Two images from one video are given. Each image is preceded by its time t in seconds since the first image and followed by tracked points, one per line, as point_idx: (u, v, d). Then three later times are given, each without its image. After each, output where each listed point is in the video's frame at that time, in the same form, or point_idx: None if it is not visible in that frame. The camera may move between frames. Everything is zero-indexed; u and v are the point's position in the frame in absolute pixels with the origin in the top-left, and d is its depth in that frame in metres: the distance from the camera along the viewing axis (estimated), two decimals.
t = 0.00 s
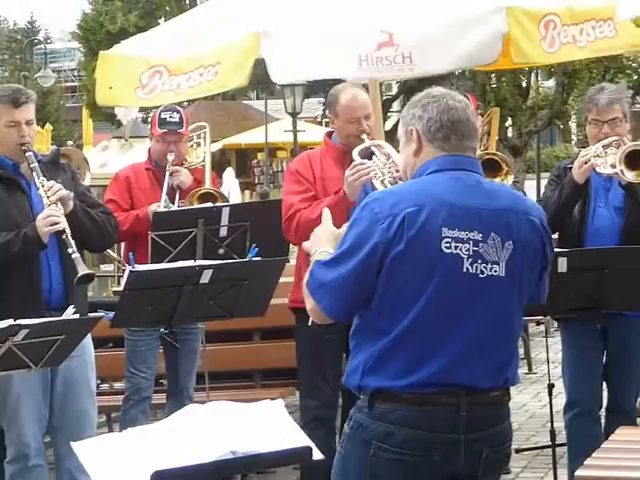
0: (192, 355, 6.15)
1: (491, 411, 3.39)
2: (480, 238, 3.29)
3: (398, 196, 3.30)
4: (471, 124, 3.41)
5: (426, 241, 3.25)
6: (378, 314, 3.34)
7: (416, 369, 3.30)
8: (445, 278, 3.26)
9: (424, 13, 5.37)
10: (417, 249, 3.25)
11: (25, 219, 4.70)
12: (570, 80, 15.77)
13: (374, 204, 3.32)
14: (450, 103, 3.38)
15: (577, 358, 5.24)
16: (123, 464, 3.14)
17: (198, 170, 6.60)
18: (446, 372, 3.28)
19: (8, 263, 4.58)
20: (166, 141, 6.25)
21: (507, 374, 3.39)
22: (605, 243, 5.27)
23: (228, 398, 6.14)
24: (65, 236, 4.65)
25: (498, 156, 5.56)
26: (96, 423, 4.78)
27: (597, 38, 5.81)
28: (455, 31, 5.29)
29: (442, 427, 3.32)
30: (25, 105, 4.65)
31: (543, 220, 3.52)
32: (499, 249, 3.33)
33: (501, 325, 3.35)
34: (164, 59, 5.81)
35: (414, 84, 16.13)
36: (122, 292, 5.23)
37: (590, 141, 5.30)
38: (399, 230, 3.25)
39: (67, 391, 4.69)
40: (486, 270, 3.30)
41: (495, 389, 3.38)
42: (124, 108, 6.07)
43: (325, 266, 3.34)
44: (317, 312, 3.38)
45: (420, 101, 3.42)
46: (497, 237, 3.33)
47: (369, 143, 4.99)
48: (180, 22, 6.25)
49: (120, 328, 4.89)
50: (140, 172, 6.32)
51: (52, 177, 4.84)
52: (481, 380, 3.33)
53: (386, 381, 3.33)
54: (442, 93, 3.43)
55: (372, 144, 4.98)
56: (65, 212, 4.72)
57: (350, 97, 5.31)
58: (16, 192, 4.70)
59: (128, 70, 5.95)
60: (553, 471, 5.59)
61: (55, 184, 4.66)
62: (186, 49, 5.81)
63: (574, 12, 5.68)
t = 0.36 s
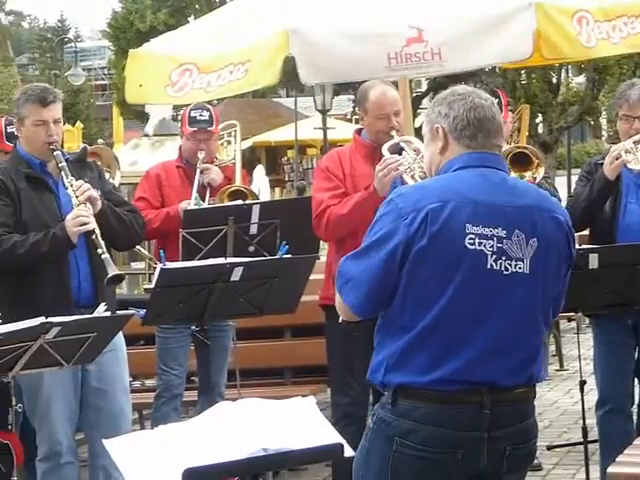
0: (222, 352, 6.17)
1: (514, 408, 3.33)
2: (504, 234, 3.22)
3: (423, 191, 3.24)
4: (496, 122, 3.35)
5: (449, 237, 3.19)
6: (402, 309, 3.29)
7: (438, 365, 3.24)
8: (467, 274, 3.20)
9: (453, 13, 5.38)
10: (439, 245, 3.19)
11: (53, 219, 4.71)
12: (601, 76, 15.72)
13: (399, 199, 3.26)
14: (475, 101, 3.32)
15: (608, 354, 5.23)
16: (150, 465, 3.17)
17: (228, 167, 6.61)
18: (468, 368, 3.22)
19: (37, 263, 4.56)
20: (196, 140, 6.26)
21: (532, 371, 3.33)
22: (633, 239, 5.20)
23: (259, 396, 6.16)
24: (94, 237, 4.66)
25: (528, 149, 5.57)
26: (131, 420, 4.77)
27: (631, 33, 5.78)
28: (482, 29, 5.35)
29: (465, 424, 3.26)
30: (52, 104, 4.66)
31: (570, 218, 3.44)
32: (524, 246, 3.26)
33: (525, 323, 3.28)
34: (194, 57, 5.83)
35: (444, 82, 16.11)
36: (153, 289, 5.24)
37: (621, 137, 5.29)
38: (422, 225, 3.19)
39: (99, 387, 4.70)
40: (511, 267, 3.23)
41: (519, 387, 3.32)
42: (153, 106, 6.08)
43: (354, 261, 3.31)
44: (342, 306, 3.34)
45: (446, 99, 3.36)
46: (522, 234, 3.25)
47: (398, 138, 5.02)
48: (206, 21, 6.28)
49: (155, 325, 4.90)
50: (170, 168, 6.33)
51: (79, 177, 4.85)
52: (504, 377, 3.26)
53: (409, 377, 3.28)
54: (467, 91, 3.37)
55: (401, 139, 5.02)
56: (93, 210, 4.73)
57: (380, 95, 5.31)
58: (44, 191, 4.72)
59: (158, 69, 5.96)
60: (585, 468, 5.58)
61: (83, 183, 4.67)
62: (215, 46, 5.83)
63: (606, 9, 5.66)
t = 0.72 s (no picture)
0: (246, 352, 6.17)
1: (514, 407, 3.26)
2: (495, 235, 3.19)
3: (412, 198, 3.20)
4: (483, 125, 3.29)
5: (442, 241, 3.15)
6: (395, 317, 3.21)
7: (438, 368, 3.17)
8: (462, 277, 3.15)
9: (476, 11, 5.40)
10: (434, 249, 3.14)
11: (77, 221, 4.72)
12: (623, 73, 15.68)
13: (387, 206, 3.21)
14: (462, 105, 3.26)
15: (630, 352, 5.23)
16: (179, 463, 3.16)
17: (251, 167, 6.62)
18: (469, 370, 3.15)
19: (61, 264, 4.57)
20: (219, 140, 6.27)
21: (529, 371, 3.27)
22: None
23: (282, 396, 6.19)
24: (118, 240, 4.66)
25: (551, 147, 5.54)
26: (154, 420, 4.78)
27: None
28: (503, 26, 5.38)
29: (468, 426, 3.18)
30: (75, 105, 4.68)
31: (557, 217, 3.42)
32: (515, 245, 3.23)
33: (521, 322, 3.23)
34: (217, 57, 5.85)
35: (466, 80, 16.07)
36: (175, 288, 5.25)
37: None
38: (414, 230, 3.15)
39: (122, 388, 4.70)
40: (504, 268, 3.20)
41: (518, 388, 3.26)
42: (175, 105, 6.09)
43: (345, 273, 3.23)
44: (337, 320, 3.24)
45: (433, 101, 3.30)
46: (513, 233, 3.23)
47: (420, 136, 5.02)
48: (226, 22, 6.29)
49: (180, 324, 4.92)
50: (194, 168, 6.34)
51: (102, 178, 4.86)
52: (504, 378, 3.20)
53: (408, 384, 3.19)
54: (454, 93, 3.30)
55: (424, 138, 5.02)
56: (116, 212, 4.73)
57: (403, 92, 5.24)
58: (66, 191, 4.73)
59: (180, 69, 5.97)
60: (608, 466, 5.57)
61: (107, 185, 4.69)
62: (238, 46, 5.86)
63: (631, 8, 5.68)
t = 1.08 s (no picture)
0: (256, 352, 6.17)
1: (463, 401, 3.20)
2: (444, 232, 3.13)
3: (358, 193, 3.10)
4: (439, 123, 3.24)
5: (392, 238, 3.06)
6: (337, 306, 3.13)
7: (385, 361, 3.09)
8: (410, 274, 3.08)
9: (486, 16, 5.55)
10: (383, 246, 3.06)
11: (89, 218, 4.70)
12: (633, 73, 15.68)
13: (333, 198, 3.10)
14: (429, 103, 3.19)
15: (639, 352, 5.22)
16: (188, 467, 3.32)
17: (261, 167, 6.62)
18: (415, 363, 3.10)
19: (74, 262, 4.54)
20: (229, 139, 6.27)
21: (474, 362, 3.22)
22: None
23: (291, 395, 6.20)
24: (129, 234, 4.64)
25: (561, 150, 5.55)
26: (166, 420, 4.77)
27: None
28: (512, 27, 5.53)
29: (415, 417, 3.11)
30: (87, 103, 4.66)
31: (503, 208, 3.36)
32: (462, 242, 3.17)
33: (465, 317, 3.18)
34: (226, 57, 5.92)
35: (476, 80, 16.05)
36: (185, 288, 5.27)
37: None
38: (363, 227, 3.05)
39: (133, 387, 4.70)
40: (452, 265, 3.14)
41: (465, 380, 3.20)
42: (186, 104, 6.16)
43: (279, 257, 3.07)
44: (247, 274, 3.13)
45: (403, 95, 3.17)
46: (460, 230, 3.17)
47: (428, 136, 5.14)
48: (239, 19, 6.32)
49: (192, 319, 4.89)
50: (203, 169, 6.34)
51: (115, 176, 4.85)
52: (449, 370, 3.15)
53: (353, 375, 3.12)
54: (414, 87, 3.21)
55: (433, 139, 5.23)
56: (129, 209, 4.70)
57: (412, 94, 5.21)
58: (79, 190, 4.71)
59: (190, 69, 6.03)
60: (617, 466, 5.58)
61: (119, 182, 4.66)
62: (250, 44, 5.95)
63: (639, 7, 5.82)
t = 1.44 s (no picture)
0: (266, 350, 6.19)
1: (433, 403, 3.20)
2: (407, 238, 3.12)
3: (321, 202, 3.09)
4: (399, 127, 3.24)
5: (356, 247, 3.05)
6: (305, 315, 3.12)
7: (353, 370, 3.09)
8: (376, 283, 3.07)
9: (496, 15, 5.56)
10: (346, 256, 3.05)
11: (106, 214, 4.69)
12: None
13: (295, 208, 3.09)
14: (387, 108, 3.19)
15: None
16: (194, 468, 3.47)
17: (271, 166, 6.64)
18: (386, 370, 3.09)
19: (89, 257, 4.51)
20: (241, 138, 6.28)
21: (443, 365, 3.22)
22: None
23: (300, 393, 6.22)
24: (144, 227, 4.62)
25: (571, 151, 5.54)
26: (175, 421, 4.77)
27: None
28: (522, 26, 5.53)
29: (387, 421, 3.11)
30: (105, 100, 4.68)
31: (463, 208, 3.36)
32: (426, 247, 3.16)
33: (433, 320, 3.17)
34: (236, 56, 5.98)
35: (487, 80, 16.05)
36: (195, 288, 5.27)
37: None
38: (326, 237, 3.04)
39: (146, 387, 4.70)
40: (416, 270, 3.13)
41: (436, 383, 3.20)
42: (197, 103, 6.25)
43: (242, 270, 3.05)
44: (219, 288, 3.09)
45: (359, 102, 3.18)
46: (423, 235, 3.16)
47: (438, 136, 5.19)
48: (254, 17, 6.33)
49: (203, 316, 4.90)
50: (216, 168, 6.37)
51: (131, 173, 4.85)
52: (420, 374, 3.14)
53: (325, 384, 3.11)
54: (370, 92, 3.21)
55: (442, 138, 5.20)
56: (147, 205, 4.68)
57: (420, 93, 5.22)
58: (95, 187, 4.71)
59: (199, 68, 6.11)
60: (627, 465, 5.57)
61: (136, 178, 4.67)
62: (263, 43, 5.97)
63: None
